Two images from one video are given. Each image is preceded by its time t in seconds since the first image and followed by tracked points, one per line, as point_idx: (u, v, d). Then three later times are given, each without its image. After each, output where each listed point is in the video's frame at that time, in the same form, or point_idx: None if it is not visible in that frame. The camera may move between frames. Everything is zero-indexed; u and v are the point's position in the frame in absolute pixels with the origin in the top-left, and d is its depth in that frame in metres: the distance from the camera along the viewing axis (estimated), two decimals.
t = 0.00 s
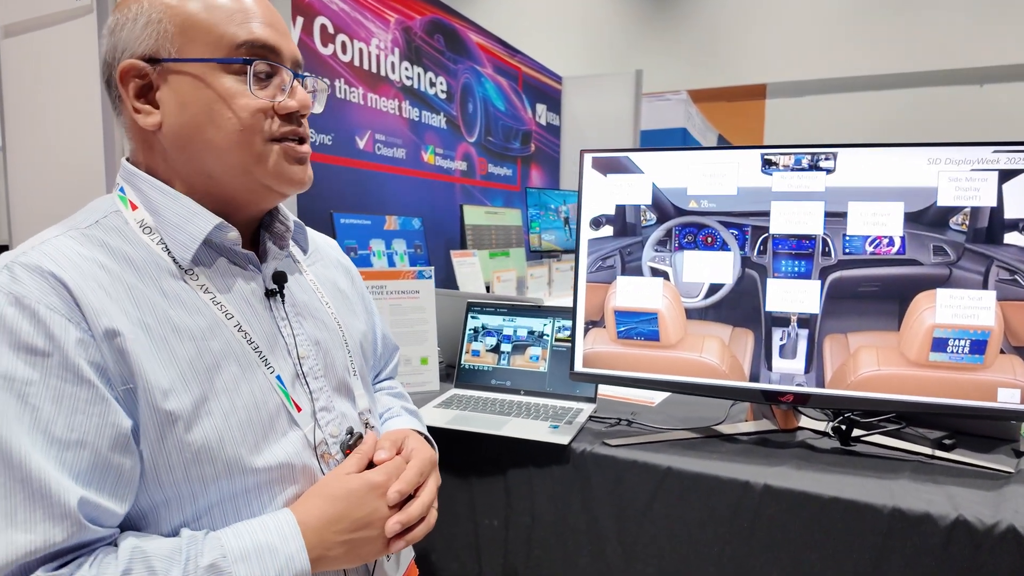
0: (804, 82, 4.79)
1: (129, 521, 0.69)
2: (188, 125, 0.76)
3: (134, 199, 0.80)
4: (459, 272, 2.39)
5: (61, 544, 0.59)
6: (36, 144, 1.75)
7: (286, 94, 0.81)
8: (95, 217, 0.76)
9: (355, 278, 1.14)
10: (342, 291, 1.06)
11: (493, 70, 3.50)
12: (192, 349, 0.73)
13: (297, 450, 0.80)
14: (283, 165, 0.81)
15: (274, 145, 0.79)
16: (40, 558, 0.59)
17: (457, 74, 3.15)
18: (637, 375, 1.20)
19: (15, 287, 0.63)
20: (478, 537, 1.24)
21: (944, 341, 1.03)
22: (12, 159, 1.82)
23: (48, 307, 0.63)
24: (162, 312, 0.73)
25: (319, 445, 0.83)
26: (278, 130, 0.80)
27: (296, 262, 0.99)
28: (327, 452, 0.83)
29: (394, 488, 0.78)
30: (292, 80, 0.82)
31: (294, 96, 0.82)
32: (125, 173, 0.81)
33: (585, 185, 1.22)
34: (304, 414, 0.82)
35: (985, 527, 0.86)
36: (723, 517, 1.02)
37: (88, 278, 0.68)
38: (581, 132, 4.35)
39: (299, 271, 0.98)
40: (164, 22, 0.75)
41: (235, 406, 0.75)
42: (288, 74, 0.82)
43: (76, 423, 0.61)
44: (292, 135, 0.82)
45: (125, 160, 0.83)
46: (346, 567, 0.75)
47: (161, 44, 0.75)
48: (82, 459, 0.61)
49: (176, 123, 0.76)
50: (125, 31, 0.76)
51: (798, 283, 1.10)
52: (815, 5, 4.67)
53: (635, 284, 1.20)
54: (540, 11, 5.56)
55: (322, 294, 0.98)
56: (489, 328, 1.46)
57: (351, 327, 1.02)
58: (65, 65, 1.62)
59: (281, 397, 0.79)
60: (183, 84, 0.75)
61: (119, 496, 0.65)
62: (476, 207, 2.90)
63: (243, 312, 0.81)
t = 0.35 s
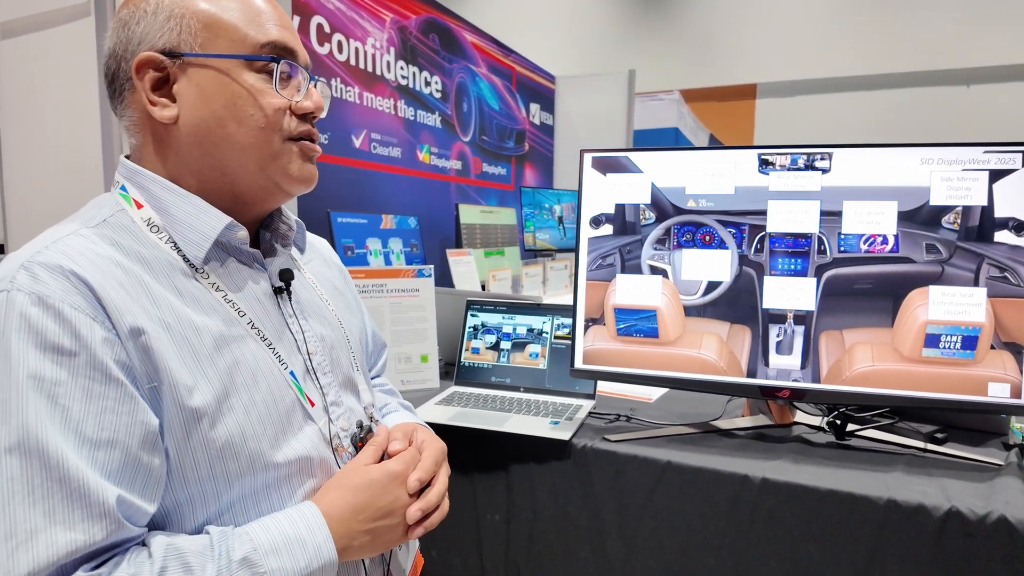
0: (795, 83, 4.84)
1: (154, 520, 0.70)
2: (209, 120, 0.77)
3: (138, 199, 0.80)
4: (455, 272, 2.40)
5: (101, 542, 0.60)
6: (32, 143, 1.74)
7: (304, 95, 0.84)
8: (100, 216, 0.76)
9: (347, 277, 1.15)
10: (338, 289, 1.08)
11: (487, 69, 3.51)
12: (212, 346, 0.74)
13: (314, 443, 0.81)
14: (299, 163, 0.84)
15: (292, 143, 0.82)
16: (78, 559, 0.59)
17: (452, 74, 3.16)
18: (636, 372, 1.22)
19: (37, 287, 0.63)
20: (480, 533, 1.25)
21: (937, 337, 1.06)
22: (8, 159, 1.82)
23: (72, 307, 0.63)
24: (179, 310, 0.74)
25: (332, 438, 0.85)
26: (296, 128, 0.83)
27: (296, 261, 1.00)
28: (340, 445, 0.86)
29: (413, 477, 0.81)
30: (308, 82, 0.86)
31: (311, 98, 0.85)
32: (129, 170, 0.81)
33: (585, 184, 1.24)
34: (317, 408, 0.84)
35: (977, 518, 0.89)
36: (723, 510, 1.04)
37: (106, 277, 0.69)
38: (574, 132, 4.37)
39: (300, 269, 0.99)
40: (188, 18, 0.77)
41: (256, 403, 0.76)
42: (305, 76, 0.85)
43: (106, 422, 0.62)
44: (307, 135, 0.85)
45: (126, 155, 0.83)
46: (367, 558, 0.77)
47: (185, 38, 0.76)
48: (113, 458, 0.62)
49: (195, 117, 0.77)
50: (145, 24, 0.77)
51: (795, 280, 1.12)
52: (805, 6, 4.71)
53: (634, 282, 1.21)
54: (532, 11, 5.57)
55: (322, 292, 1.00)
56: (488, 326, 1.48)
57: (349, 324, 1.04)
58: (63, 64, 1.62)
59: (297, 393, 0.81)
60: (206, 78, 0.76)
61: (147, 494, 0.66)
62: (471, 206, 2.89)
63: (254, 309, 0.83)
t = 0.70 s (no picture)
0: (783, 83, 4.88)
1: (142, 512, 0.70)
2: (197, 121, 0.77)
3: (135, 195, 0.81)
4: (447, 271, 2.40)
5: (87, 529, 0.60)
6: (21, 142, 1.73)
7: (291, 90, 0.84)
8: (98, 211, 0.77)
9: (346, 277, 1.15)
10: (336, 288, 1.08)
11: (478, 69, 3.52)
12: (204, 340, 0.75)
13: (306, 440, 0.82)
14: (288, 161, 0.83)
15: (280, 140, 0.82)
16: (64, 546, 0.59)
17: (442, 74, 3.16)
18: (627, 370, 1.23)
19: (32, 275, 0.64)
20: (473, 530, 1.26)
21: (921, 335, 1.08)
22: None
23: (65, 296, 0.64)
24: (173, 303, 0.74)
25: (325, 436, 0.85)
26: (284, 126, 0.82)
27: (293, 260, 1.00)
28: (333, 442, 0.86)
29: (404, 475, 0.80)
30: (296, 78, 0.85)
31: (300, 93, 0.84)
32: (126, 169, 0.82)
33: (577, 185, 1.25)
34: (310, 405, 0.85)
35: (959, 510, 0.91)
36: (713, 505, 1.06)
37: (100, 268, 0.70)
38: (564, 132, 4.38)
39: (296, 267, 1.00)
40: (171, 21, 0.77)
41: (248, 396, 0.77)
42: (292, 71, 0.85)
43: (96, 410, 0.62)
44: (297, 131, 0.84)
45: (124, 156, 0.84)
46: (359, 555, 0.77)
47: (170, 42, 0.77)
48: (102, 446, 0.62)
49: (184, 119, 0.77)
50: (134, 30, 0.78)
51: (783, 279, 1.14)
52: (793, 8, 4.76)
53: (626, 282, 1.23)
54: (523, 11, 5.59)
55: (319, 291, 1.00)
56: (481, 325, 1.49)
57: (346, 323, 1.05)
58: (53, 63, 1.61)
59: (289, 388, 0.82)
60: (192, 80, 0.77)
61: (136, 483, 0.66)
62: (463, 206, 2.86)
63: (249, 304, 0.83)
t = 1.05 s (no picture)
0: (770, 83, 4.92)
1: (125, 508, 0.70)
2: (152, 130, 0.79)
3: (136, 197, 0.82)
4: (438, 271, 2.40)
5: (58, 523, 0.60)
6: (9, 139, 1.72)
7: (237, 88, 0.79)
8: (99, 211, 0.78)
9: (358, 278, 1.14)
10: (343, 288, 1.07)
11: (468, 68, 3.52)
12: (191, 338, 0.75)
13: (295, 440, 0.80)
14: (235, 164, 0.79)
15: (223, 143, 0.78)
16: (37, 539, 0.60)
17: (432, 73, 3.16)
18: (621, 368, 1.25)
19: (19, 273, 0.65)
20: (468, 527, 1.27)
21: (908, 332, 1.10)
22: None
23: (50, 293, 0.65)
24: (162, 300, 0.74)
25: (317, 436, 0.83)
26: (228, 128, 0.78)
27: (297, 260, 1.00)
28: (326, 442, 0.84)
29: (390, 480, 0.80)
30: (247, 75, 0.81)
31: (245, 90, 0.79)
32: (128, 170, 0.82)
33: (571, 184, 1.26)
34: (302, 404, 0.83)
35: (946, 504, 0.93)
36: (705, 501, 1.08)
37: (90, 266, 0.70)
38: (554, 131, 4.39)
39: (300, 267, 0.99)
40: (132, 30, 0.78)
41: (235, 394, 0.76)
42: (240, 67, 0.80)
43: (75, 405, 0.63)
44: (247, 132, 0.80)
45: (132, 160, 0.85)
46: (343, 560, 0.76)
47: (129, 53, 0.78)
48: (80, 441, 0.63)
49: (145, 128, 0.79)
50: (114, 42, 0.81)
51: (773, 278, 1.16)
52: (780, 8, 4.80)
53: (619, 281, 1.24)
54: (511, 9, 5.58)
55: (322, 290, 0.99)
56: (475, 324, 1.48)
57: (351, 323, 1.03)
58: (42, 61, 1.60)
59: (280, 386, 0.80)
60: (144, 90, 0.78)
61: (117, 479, 0.66)
62: (454, 205, 2.83)
63: (242, 303, 0.83)
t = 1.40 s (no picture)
0: (762, 83, 4.95)
1: (128, 508, 0.71)
2: (158, 140, 0.79)
3: (147, 203, 0.83)
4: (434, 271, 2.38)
5: (58, 526, 0.60)
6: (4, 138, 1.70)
7: (239, 96, 0.79)
8: (109, 218, 0.79)
9: (369, 281, 1.14)
10: (353, 291, 1.07)
11: (462, 68, 3.52)
12: (194, 344, 0.74)
13: (296, 445, 0.80)
14: (237, 174, 0.79)
15: (226, 153, 0.78)
16: (39, 539, 0.60)
17: (427, 72, 3.15)
18: (621, 369, 1.26)
19: (26, 281, 0.66)
20: (469, 527, 1.28)
21: (904, 333, 1.12)
22: None
23: (54, 301, 0.65)
24: (165, 306, 0.74)
25: (320, 440, 0.82)
26: (230, 137, 0.78)
27: (307, 262, 0.99)
28: (329, 447, 0.83)
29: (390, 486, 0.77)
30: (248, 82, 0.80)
31: (246, 98, 0.79)
32: (140, 176, 0.83)
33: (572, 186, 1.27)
34: (305, 409, 0.82)
35: (943, 501, 0.95)
36: (706, 500, 1.09)
37: (94, 274, 0.70)
38: (547, 131, 4.40)
39: (310, 270, 0.98)
40: (139, 38, 0.79)
41: (237, 399, 0.76)
42: (242, 75, 0.80)
43: (77, 411, 0.63)
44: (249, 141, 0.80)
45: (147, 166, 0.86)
46: (343, 565, 0.74)
47: (137, 62, 0.79)
48: (82, 445, 0.63)
49: (151, 138, 0.80)
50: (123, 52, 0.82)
51: (772, 280, 1.18)
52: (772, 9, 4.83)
53: (618, 282, 1.25)
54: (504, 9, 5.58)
55: (332, 294, 0.98)
56: (474, 325, 1.49)
57: (359, 326, 1.02)
58: (37, 61, 1.59)
59: (283, 392, 0.80)
60: (150, 100, 0.78)
61: (119, 483, 0.66)
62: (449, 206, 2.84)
63: (247, 308, 0.83)
